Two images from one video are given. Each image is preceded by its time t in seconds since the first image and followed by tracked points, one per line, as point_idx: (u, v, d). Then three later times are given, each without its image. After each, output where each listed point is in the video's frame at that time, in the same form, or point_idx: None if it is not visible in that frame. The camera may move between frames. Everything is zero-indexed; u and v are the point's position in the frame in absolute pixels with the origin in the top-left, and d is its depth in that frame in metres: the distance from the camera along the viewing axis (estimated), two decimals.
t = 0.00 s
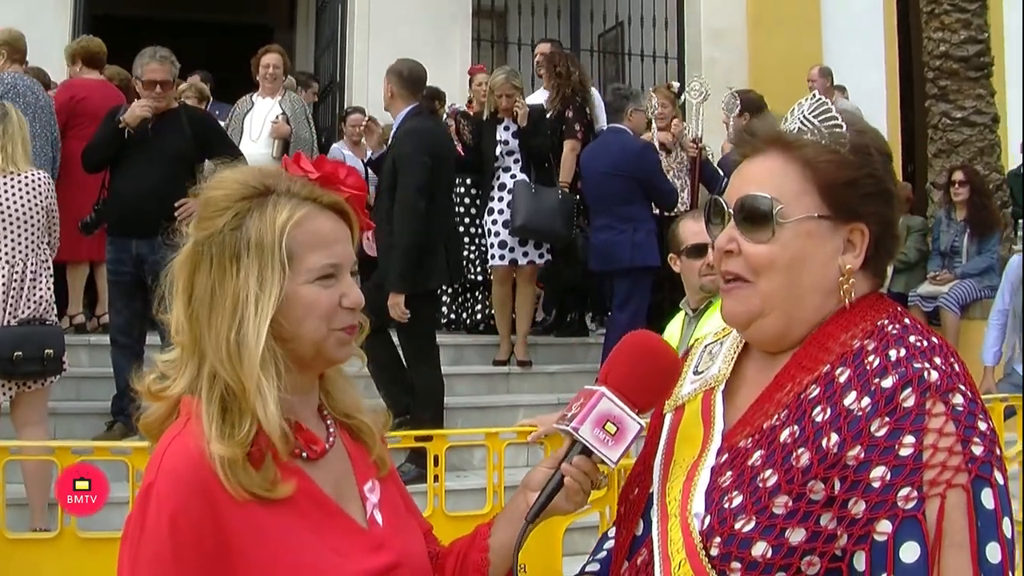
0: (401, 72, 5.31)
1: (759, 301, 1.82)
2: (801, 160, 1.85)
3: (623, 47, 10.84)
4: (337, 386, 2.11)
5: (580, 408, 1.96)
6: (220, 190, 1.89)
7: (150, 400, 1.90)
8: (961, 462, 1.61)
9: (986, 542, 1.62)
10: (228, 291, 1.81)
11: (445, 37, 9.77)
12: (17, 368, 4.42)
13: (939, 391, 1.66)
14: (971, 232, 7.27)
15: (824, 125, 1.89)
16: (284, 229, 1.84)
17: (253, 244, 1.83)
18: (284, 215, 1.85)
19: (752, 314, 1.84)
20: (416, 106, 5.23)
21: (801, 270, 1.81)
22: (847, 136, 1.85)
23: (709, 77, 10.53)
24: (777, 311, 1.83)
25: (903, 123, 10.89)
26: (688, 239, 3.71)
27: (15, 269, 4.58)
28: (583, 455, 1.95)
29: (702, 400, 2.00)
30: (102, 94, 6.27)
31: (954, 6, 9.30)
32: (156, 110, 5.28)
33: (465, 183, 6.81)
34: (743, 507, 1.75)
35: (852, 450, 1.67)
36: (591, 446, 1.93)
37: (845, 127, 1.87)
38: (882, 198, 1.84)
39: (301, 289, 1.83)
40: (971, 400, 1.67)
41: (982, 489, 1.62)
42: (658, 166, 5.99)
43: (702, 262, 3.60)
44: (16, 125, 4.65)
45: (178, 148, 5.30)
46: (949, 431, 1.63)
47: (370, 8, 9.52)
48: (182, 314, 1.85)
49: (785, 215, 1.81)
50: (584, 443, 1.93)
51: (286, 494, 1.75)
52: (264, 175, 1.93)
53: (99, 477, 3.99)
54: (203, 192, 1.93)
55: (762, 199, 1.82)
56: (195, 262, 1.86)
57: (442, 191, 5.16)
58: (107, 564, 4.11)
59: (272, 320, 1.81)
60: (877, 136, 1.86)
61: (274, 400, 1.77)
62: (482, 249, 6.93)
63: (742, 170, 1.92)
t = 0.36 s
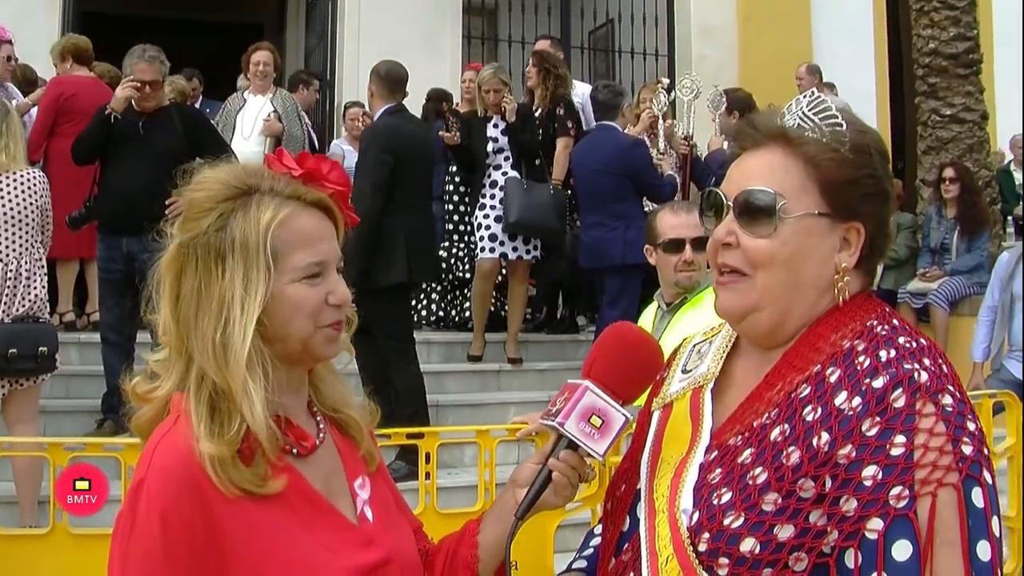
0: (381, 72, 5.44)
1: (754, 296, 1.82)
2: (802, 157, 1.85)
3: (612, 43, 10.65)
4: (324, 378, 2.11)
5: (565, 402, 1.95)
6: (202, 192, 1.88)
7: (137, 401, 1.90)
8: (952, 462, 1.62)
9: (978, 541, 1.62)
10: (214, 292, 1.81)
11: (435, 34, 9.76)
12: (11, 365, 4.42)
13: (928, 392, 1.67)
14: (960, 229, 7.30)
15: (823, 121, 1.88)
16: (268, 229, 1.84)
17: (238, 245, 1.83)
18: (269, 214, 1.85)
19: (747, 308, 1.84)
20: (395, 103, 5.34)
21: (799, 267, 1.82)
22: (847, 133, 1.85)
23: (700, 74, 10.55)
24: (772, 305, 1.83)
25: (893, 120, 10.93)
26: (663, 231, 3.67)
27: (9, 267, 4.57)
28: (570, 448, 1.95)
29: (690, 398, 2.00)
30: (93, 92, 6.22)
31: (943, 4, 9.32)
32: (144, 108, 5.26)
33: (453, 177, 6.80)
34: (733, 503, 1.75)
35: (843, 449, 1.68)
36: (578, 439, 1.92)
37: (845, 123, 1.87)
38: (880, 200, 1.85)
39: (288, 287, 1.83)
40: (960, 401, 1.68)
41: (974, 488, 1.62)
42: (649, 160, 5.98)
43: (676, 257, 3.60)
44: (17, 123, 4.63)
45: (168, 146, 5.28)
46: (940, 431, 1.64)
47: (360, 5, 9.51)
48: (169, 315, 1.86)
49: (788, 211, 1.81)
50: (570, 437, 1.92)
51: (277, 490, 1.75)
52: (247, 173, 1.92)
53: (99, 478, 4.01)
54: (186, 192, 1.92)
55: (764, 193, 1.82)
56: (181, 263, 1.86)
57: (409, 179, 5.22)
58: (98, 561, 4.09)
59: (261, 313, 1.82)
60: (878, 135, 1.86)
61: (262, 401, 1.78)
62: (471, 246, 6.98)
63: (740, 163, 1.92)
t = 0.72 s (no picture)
0: (371, 63, 5.67)
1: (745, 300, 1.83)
2: (799, 163, 1.85)
3: (606, 48, 10.76)
4: (316, 384, 2.11)
5: (562, 407, 1.96)
6: (202, 195, 1.87)
7: (128, 405, 1.88)
8: (941, 470, 1.63)
9: (967, 549, 1.63)
10: (218, 297, 1.81)
11: (428, 38, 9.76)
12: (9, 369, 4.39)
13: (919, 399, 1.68)
14: (951, 233, 7.32)
15: (822, 129, 1.89)
16: (274, 234, 1.84)
17: (242, 249, 1.83)
18: (274, 220, 1.86)
19: (739, 312, 1.84)
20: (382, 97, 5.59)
21: (793, 273, 1.82)
22: (844, 142, 1.85)
23: (692, 78, 10.58)
24: (764, 310, 1.83)
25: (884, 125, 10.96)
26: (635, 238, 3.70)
27: (7, 272, 4.56)
28: (567, 454, 1.95)
29: (684, 404, 2.00)
30: (84, 94, 6.21)
31: (934, 9, 9.36)
32: (138, 112, 5.25)
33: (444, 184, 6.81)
34: (725, 509, 1.76)
35: (834, 456, 1.68)
36: (576, 444, 1.92)
37: (843, 132, 1.87)
38: (876, 207, 1.86)
39: (292, 293, 1.84)
40: (950, 408, 1.69)
41: (962, 496, 1.63)
42: (643, 164, 5.98)
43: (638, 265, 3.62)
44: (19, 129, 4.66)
45: (162, 150, 5.27)
46: (929, 439, 1.65)
47: (353, 9, 9.51)
48: (163, 317, 1.85)
49: (781, 217, 1.81)
50: (567, 441, 1.92)
51: (269, 496, 1.75)
52: (249, 177, 1.92)
53: (100, 477, 3.97)
54: (185, 194, 1.90)
55: (758, 198, 1.83)
56: (179, 267, 1.85)
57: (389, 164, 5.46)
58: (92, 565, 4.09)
59: (266, 324, 1.82)
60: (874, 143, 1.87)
61: (267, 406, 1.80)
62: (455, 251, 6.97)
63: (738, 168, 1.92)
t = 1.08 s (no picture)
0: (375, 61, 5.81)
1: (755, 303, 1.82)
2: (803, 164, 1.84)
3: (607, 52, 10.81)
4: (319, 389, 2.11)
5: (568, 414, 1.94)
6: (208, 199, 1.87)
7: (131, 408, 1.87)
8: (960, 477, 1.63)
9: (985, 558, 1.62)
10: (223, 301, 1.81)
11: (429, 43, 9.76)
12: (19, 373, 4.38)
13: (936, 404, 1.67)
14: (952, 238, 7.31)
15: (828, 127, 1.86)
16: (281, 239, 1.84)
17: (249, 255, 1.83)
18: (281, 225, 1.85)
19: (745, 314, 1.83)
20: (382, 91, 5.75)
21: (800, 275, 1.82)
22: (850, 141, 1.83)
23: (693, 82, 10.58)
24: (772, 313, 1.83)
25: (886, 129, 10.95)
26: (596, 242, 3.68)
27: (15, 277, 4.57)
28: (574, 461, 1.93)
29: (698, 408, 2.00)
30: (86, 99, 6.20)
31: (936, 14, 9.28)
32: (143, 116, 5.27)
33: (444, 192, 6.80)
34: (738, 517, 1.75)
35: (850, 463, 1.68)
36: (583, 451, 1.90)
37: (850, 131, 1.85)
38: (884, 205, 1.85)
39: (297, 298, 1.83)
40: (968, 413, 1.68)
41: (981, 504, 1.63)
42: (647, 168, 5.99)
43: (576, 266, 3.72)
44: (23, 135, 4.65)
45: (167, 155, 5.28)
46: (947, 446, 1.64)
47: (354, 12, 9.52)
48: (167, 320, 1.85)
49: (784, 219, 1.81)
50: (573, 448, 1.91)
51: (273, 500, 1.75)
52: (257, 181, 1.91)
53: (99, 477, 3.95)
54: (191, 197, 1.90)
55: (760, 201, 1.83)
56: (184, 271, 1.85)
57: (387, 158, 5.61)
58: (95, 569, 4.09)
59: (270, 330, 1.82)
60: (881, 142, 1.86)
61: (270, 412, 1.79)
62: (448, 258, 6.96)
63: (744, 171, 1.91)
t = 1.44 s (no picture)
0: (366, 61, 5.82)
1: (777, 294, 1.78)
2: (825, 149, 1.82)
3: (609, 55, 10.82)
4: (322, 390, 2.11)
5: (574, 414, 1.95)
6: (210, 200, 1.87)
7: (132, 409, 1.86)
8: (993, 489, 1.55)
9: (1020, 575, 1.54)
10: (222, 302, 1.81)
11: (430, 44, 9.76)
12: (21, 374, 4.38)
13: (970, 410, 1.59)
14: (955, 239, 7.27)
15: (858, 115, 1.84)
16: (281, 241, 1.83)
17: (249, 256, 1.83)
18: (282, 227, 1.85)
19: (770, 308, 1.80)
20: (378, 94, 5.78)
21: (818, 263, 1.77)
22: (879, 126, 1.79)
23: (694, 84, 10.59)
24: (793, 307, 1.79)
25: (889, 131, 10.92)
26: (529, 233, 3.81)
27: (18, 277, 4.58)
28: (580, 462, 1.92)
29: (727, 410, 1.98)
30: (87, 99, 6.18)
31: (938, 15, 9.06)
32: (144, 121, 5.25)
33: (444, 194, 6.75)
34: (756, 525, 1.71)
35: (874, 471, 1.62)
36: (588, 452, 1.90)
37: (879, 116, 1.81)
38: (909, 190, 1.77)
39: (297, 301, 1.83)
40: (1006, 420, 1.60)
41: (1017, 518, 1.55)
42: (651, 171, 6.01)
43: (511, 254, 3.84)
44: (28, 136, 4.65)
45: (171, 156, 5.27)
46: (980, 455, 1.56)
47: (355, 13, 9.52)
48: (167, 321, 1.85)
49: (800, 204, 1.79)
50: (579, 449, 1.90)
51: (273, 502, 1.74)
52: (258, 182, 1.91)
53: (99, 478, 3.95)
54: (193, 198, 1.90)
55: (779, 186, 1.82)
56: (185, 271, 1.85)
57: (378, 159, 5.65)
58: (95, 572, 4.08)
59: (271, 332, 1.81)
60: (911, 126, 1.80)
61: (270, 414, 1.79)
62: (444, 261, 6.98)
63: (775, 163, 1.90)
